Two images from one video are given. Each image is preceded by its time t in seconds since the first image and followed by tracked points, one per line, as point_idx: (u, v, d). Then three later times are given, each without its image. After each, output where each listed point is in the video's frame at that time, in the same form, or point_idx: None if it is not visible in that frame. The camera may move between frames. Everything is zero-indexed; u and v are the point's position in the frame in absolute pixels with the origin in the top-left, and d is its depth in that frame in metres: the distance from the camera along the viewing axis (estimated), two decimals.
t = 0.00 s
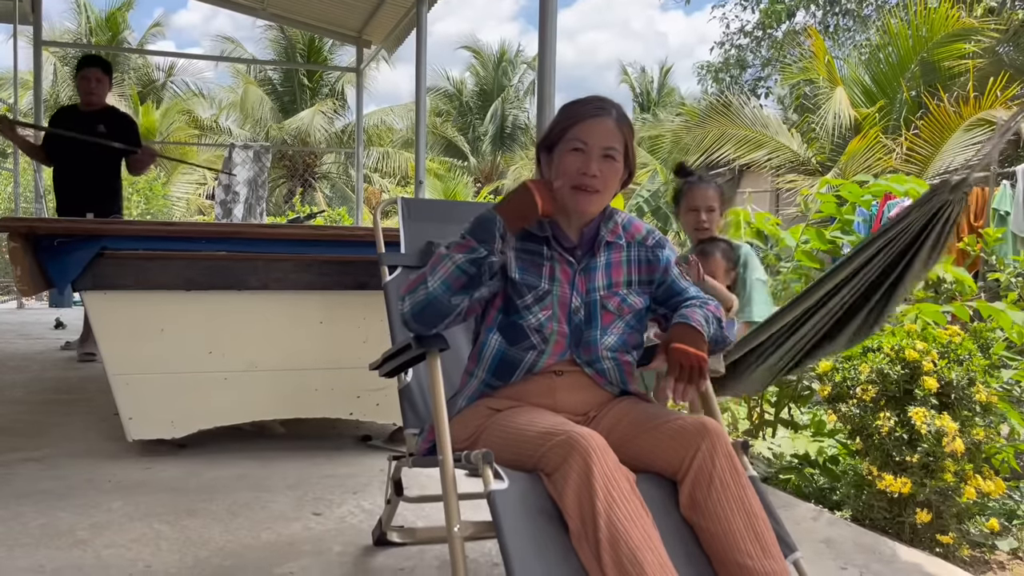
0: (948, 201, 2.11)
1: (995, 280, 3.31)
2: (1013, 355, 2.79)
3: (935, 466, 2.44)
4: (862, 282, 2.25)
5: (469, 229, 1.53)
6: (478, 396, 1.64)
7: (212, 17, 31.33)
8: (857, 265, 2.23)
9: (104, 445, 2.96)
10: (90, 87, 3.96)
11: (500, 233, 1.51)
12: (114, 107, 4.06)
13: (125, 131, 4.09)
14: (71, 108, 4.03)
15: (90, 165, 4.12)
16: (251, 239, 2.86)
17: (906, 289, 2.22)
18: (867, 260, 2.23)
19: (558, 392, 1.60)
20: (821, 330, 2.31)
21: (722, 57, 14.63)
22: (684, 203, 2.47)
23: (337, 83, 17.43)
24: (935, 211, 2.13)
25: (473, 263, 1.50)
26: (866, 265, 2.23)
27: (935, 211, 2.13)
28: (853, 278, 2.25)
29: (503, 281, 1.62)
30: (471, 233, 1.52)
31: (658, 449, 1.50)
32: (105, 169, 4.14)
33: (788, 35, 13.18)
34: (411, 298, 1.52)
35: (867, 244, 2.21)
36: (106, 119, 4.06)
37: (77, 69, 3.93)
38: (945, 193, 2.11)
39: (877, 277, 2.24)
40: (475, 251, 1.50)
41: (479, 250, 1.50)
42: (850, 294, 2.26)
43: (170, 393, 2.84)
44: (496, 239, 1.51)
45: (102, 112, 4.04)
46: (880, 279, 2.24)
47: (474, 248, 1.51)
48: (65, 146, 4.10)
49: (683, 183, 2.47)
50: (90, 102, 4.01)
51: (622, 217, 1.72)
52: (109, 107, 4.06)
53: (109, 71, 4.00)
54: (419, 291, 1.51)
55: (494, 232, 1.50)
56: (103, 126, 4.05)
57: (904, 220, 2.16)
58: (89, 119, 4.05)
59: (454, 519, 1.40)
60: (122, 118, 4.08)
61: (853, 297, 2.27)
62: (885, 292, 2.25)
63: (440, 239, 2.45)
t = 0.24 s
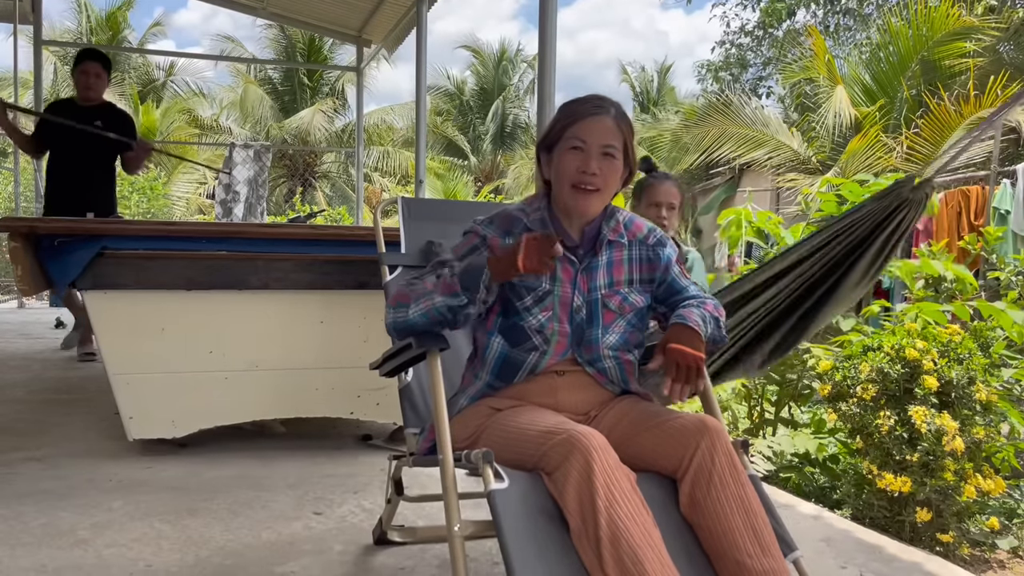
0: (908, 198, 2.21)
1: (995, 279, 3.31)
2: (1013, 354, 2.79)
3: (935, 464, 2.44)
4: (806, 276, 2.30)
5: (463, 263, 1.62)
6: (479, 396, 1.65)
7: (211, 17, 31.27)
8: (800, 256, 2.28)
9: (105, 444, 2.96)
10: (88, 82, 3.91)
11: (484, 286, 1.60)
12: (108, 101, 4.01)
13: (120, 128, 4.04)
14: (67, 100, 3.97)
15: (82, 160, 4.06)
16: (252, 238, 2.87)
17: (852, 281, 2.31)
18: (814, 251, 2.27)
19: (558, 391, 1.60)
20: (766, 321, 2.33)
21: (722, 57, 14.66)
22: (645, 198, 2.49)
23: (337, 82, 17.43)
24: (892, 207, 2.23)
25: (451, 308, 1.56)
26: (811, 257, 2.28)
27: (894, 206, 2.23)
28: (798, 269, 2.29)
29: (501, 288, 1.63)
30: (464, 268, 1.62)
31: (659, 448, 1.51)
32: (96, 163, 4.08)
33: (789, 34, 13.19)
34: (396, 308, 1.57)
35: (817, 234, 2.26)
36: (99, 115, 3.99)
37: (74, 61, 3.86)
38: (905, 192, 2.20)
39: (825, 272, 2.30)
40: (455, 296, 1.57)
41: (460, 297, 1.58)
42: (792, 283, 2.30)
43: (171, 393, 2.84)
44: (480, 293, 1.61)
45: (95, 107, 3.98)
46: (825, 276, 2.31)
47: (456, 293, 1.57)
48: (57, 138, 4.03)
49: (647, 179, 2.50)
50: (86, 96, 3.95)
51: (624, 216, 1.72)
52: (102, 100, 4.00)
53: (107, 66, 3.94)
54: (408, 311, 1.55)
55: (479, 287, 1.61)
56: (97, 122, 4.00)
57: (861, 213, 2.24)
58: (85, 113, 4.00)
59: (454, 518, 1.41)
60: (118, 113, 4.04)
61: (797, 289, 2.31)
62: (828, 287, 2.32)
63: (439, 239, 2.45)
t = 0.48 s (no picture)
0: (886, 189, 2.24)
1: (995, 278, 3.31)
2: (1013, 354, 2.79)
3: (936, 464, 2.44)
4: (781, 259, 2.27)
5: (469, 269, 1.62)
6: (481, 398, 1.65)
7: (211, 17, 31.27)
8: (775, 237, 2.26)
9: (106, 444, 2.96)
10: (82, 80, 3.95)
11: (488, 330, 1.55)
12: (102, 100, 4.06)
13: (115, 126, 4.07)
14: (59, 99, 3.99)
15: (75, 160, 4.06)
16: (253, 238, 2.87)
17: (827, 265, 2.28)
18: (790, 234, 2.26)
19: (560, 393, 1.60)
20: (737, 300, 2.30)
21: (723, 57, 14.68)
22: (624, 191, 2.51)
23: (337, 82, 17.43)
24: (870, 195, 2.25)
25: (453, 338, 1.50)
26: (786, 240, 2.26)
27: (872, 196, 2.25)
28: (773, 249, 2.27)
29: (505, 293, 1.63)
30: (469, 276, 1.62)
31: (659, 448, 1.51)
32: (87, 162, 4.08)
33: (789, 34, 13.21)
34: (397, 315, 1.53)
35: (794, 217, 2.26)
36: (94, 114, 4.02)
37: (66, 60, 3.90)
38: (885, 183, 2.24)
39: (801, 256, 2.27)
40: (461, 327, 1.51)
41: (465, 329, 1.51)
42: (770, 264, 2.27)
43: (172, 393, 2.84)
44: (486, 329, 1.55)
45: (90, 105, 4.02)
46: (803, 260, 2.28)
47: (462, 324, 1.51)
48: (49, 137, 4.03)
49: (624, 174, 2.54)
50: (80, 94, 3.99)
51: (627, 218, 1.73)
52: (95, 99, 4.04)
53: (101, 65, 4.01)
54: (408, 322, 1.50)
55: (487, 321, 1.53)
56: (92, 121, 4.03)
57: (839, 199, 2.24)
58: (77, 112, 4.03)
59: (455, 518, 1.41)
60: (111, 112, 4.08)
61: (772, 271, 2.28)
62: (803, 272, 2.29)
63: (439, 239, 2.45)
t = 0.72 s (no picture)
0: (893, 191, 2.33)
1: (996, 278, 3.31)
2: (1014, 354, 2.79)
3: (937, 464, 2.45)
4: (791, 262, 2.38)
5: (467, 274, 1.65)
6: (483, 400, 1.65)
7: (211, 17, 31.28)
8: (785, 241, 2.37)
9: (108, 445, 2.96)
10: (65, 76, 3.93)
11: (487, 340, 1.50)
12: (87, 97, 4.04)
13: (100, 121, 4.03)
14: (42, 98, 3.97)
15: (62, 158, 4.00)
16: (254, 238, 2.87)
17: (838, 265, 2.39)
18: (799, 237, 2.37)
19: (562, 395, 1.60)
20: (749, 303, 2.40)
21: (723, 57, 14.69)
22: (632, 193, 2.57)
23: (338, 83, 17.44)
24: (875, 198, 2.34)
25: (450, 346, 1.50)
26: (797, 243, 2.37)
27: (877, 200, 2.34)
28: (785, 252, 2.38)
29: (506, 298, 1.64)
30: (466, 279, 1.65)
31: (661, 448, 1.51)
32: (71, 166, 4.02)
33: (789, 34, 13.22)
34: (393, 318, 1.54)
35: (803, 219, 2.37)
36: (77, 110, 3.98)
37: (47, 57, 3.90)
38: (890, 185, 2.32)
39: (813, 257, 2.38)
40: (457, 336, 1.50)
41: (461, 341, 1.50)
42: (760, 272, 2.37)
43: (173, 394, 2.84)
44: (482, 341, 1.50)
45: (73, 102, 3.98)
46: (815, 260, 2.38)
47: (459, 333, 1.50)
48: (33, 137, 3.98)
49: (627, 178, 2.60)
50: (63, 92, 3.97)
51: (631, 221, 1.72)
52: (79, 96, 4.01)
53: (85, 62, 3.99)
54: (405, 327, 1.51)
55: (483, 335, 1.49)
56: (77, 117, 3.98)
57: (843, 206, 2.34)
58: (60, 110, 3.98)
59: (457, 517, 1.41)
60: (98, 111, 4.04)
61: (784, 274, 2.38)
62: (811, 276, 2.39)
63: (440, 239, 2.45)
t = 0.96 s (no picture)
0: (928, 200, 2.11)
1: (997, 278, 3.31)
2: (1015, 354, 2.79)
3: (938, 465, 2.44)
4: (832, 282, 2.21)
5: (463, 276, 1.64)
6: (483, 402, 1.65)
7: (211, 18, 31.28)
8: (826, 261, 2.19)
9: (107, 445, 2.96)
10: (43, 72, 3.80)
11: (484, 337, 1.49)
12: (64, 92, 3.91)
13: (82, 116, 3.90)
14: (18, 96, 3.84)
15: (44, 156, 3.90)
16: (253, 239, 2.87)
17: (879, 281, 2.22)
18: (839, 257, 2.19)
19: (561, 396, 1.60)
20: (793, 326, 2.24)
21: (723, 58, 14.69)
22: (669, 205, 2.67)
23: (338, 84, 17.44)
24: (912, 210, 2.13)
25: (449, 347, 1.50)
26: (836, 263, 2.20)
27: (912, 210, 2.13)
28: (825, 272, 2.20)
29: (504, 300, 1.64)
30: (463, 282, 1.65)
31: (661, 449, 1.50)
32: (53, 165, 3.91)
33: (790, 34, 13.23)
34: (390, 320, 1.54)
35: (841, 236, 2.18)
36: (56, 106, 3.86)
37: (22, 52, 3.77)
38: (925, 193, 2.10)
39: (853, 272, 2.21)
40: (454, 337, 1.50)
41: (459, 340, 1.50)
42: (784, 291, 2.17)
43: (172, 395, 2.83)
44: (479, 340, 1.49)
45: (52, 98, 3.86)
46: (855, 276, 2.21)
47: (457, 335, 1.50)
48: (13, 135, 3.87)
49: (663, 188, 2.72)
50: (40, 89, 3.85)
51: (630, 222, 1.72)
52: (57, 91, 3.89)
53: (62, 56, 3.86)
54: (403, 329, 1.52)
55: (479, 334, 1.49)
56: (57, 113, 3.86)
57: (878, 221, 2.14)
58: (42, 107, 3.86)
59: (456, 519, 1.41)
60: (80, 106, 3.92)
61: (825, 293, 2.22)
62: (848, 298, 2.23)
63: (440, 239, 2.45)
